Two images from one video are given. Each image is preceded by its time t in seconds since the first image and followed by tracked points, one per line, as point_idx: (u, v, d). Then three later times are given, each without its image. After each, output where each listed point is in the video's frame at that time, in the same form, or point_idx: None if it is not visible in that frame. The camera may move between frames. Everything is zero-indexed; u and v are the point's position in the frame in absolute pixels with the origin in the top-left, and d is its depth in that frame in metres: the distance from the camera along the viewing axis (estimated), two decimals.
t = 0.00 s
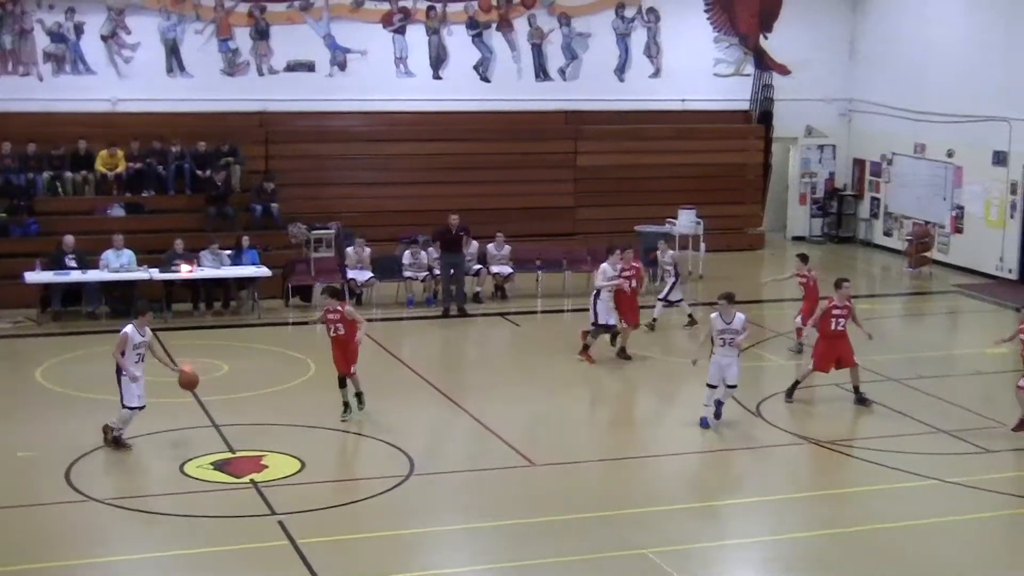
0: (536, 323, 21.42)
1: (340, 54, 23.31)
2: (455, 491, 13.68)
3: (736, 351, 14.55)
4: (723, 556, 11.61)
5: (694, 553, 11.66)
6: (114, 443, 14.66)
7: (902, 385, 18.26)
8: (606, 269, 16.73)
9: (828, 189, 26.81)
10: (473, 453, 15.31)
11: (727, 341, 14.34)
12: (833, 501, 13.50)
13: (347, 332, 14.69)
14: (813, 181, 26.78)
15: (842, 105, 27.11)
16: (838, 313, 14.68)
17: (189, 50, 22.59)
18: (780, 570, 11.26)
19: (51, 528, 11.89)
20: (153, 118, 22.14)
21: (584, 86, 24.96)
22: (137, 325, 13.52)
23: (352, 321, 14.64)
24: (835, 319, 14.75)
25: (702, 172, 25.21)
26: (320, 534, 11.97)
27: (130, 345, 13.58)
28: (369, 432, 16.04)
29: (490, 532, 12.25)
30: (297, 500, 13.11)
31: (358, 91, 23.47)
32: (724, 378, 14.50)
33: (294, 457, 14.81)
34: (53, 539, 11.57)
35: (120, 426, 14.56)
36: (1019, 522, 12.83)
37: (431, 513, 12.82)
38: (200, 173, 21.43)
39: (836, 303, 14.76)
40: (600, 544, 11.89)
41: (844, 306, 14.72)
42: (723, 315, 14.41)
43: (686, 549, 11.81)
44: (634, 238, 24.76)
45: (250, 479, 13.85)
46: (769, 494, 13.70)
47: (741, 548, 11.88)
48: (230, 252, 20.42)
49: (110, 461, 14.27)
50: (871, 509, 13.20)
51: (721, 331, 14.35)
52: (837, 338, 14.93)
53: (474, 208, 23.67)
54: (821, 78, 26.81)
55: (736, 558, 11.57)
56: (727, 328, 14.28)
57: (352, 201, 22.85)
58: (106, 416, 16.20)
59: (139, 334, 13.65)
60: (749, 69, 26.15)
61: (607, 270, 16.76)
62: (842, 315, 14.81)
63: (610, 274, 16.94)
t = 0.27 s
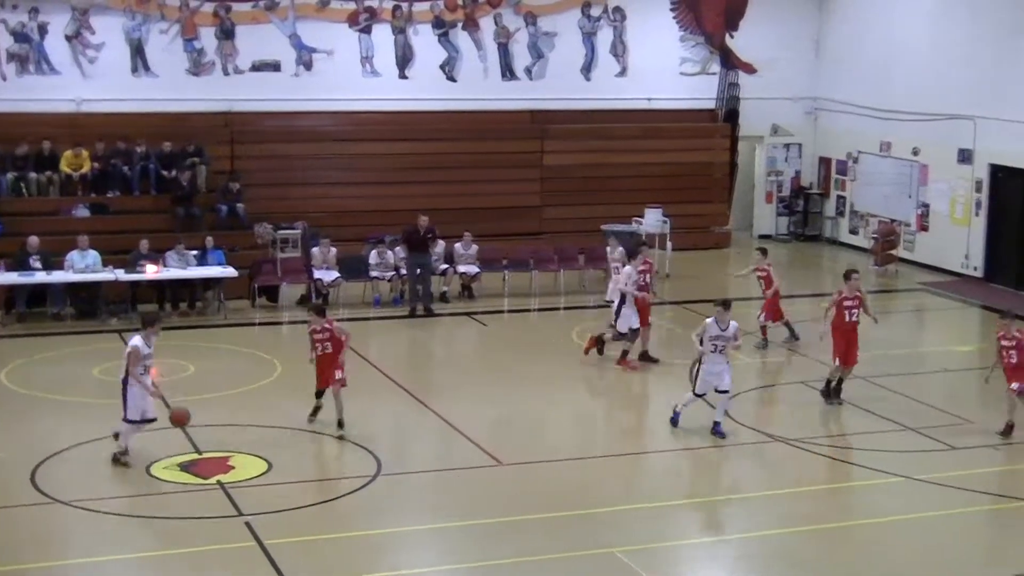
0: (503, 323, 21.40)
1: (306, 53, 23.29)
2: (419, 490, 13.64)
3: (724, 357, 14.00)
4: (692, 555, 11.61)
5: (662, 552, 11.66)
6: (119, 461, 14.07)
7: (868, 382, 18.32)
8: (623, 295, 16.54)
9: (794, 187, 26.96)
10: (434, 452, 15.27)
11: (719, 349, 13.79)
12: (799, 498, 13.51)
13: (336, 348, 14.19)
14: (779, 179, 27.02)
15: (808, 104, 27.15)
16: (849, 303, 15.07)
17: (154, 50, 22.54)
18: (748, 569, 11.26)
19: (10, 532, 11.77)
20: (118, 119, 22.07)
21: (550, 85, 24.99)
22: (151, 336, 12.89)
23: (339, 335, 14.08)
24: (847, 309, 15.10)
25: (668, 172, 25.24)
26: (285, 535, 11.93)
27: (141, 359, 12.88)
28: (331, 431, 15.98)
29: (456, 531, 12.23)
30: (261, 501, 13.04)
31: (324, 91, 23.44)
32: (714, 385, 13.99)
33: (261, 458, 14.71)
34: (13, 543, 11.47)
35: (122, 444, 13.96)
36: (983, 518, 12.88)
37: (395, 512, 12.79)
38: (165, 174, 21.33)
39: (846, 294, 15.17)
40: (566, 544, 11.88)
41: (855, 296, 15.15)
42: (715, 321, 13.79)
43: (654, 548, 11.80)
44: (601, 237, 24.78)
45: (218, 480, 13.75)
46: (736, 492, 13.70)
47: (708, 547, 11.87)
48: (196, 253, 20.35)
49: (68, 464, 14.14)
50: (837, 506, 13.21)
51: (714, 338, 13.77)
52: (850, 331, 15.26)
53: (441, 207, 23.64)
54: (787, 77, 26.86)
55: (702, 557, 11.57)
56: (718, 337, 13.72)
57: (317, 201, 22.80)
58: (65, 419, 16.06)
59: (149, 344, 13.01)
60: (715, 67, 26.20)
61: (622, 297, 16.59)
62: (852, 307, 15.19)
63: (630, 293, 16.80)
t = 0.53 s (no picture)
0: (466, 324, 21.37)
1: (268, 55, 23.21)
2: (381, 492, 13.59)
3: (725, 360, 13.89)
4: (656, 555, 11.62)
5: (628, 552, 11.66)
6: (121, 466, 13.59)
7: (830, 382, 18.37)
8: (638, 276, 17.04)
9: (757, 188, 27.06)
10: (392, 453, 15.22)
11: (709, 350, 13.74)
12: (761, 497, 13.52)
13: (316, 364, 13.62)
14: (741, 179, 27.10)
15: (771, 104, 27.25)
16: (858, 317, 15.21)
17: (114, 52, 22.42)
18: (711, 569, 11.27)
19: None
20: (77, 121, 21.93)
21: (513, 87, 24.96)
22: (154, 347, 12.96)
23: (320, 351, 13.60)
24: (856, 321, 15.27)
25: (632, 172, 25.33)
26: (249, 537, 11.87)
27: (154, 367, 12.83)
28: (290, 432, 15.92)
29: (420, 532, 12.21)
30: (220, 503, 12.97)
31: (286, 92, 23.38)
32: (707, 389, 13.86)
33: (222, 460, 14.64)
34: None
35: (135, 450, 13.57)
36: (946, 515, 12.94)
37: (356, 513, 12.74)
38: (127, 176, 21.18)
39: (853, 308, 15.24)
40: (530, 544, 11.88)
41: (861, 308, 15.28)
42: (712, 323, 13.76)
43: (618, 548, 11.80)
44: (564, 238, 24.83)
45: (180, 483, 13.63)
46: (700, 492, 13.71)
47: (671, 547, 11.87)
48: (158, 255, 20.24)
49: (21, 468, 13.99)
50: (801, 505, 13.23)
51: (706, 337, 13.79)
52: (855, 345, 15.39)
53: (404, 210, 23.62)
54: (749, 78, 26.95)
55: (666, 557, 11.57)
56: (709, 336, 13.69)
57: (279, 202, 22.76)
58: (19, 423, 15.89)
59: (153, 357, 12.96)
60: (678, 69, 26.25)
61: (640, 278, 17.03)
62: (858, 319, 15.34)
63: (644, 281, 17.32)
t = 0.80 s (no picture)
0: (433, 324, 21.31)
1: (232, 55, 23.17)
2: (345, 492, 13.57)
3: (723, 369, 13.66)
4: (622, 554, 11.63)
5: (594, 553, 11.66)
6: (127, 468, 13.66)
7: (796, 380, 18.39)
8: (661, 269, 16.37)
9: (723, 187, 27.27)
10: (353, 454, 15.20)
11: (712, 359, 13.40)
12: (727, 497, 13.51)
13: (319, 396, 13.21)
14: (706, 179, 27.25)
15: (737, 104, 27.51)
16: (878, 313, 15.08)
17: (78, 52, 22.31)
18: (677, 569, 11.26)
19: None
20: (40, 121, 21.78)
21: (478, 87, 25.04)
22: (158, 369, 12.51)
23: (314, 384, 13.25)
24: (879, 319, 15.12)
25: (599, 172, 25.35)
26: (214, 540, 11.81)
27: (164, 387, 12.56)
28: (253, 433, 15.89)
29: (387, 533, 12.17)
30: (182, 505, 12.88)
31: (251, 93, 23.36)
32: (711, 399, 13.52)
33: (184, 463, 14.55)
34: None
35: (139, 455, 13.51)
36: (910, 513, 12.96)
37: (321, 514, 12.72)
38: (91, 176, 21.06)
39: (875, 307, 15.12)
40: (496, 544, 11.87)
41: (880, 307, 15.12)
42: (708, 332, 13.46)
43: (585, 548, 11.81)
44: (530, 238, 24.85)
45: (144, 484, 13.54)
46: (664, 491, 13.72)
47: (638, 547, 11.87)
48: (122, 255, 20.12)
49: None
50: (765, 504, 13.24)
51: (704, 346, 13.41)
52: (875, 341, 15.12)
53: (373, 209, 23.59)
54: (715, 77, 27.19)
55: (633, 558, 11.56)
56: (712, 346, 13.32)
57: (244, 203, 22.66)
58: None
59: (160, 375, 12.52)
60: (643, 68, 26.41)
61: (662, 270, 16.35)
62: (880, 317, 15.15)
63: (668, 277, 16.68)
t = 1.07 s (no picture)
0: (393, 328, 21.23)
1: (190, 57, 23.06)
2: (304, 495, 13.50)
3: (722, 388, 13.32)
4: (583, 556, 11.62)
5: (554, 555, 11.64)
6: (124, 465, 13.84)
7: (756, 382, 18.40)
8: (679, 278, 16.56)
9: (682, 189, 27.40)
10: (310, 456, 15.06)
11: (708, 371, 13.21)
12: (687, 498, 13.51)
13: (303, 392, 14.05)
14: (666, 181, 27.43)
15: (695, 106, 27.59)
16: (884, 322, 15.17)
17: (33, 54, 22.08)
18: (640, 570, 11.28)
19: None
20: None
21: (438, 90, 25.02)
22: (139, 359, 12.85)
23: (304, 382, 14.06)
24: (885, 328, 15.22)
25: (556, 174, 25.47)
26: (175, 545, 11.74)
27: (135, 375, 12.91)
28: (208, 438, 15.73)
29: (351, 536, 12.13)
30: (139, 510, 12.77)
31: (210, 96, 23.24)
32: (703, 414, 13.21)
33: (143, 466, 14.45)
34: None
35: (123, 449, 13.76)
36: (869, 512, 13.01)
37: (279, 519, 12.63)
38: (47, 180, 20.90)
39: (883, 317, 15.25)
40: (459, 547, 11.86)
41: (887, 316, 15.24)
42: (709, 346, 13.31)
43: (545, 550, 11.79)
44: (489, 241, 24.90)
45: (102, 491, 13.40)
46: (623, 493, 13.70)
47: (601, 548, 11.88)
48: (79, 260, 19.94)
49: None
50: (725, 505, 13.24)
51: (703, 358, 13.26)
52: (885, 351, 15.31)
53: (333, 213, 23.56)
54: (675, 82, 27.26)
55: (596, 559, 11.56)
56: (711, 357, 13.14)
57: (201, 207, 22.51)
58: None
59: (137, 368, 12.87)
60: (603, 71, 26.48)
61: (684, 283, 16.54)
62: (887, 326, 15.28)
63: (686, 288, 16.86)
